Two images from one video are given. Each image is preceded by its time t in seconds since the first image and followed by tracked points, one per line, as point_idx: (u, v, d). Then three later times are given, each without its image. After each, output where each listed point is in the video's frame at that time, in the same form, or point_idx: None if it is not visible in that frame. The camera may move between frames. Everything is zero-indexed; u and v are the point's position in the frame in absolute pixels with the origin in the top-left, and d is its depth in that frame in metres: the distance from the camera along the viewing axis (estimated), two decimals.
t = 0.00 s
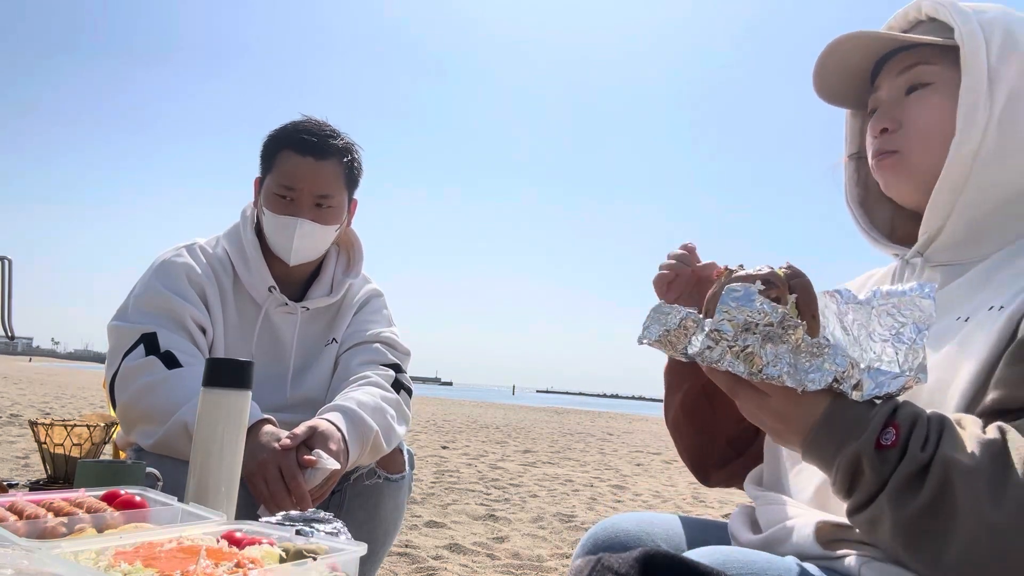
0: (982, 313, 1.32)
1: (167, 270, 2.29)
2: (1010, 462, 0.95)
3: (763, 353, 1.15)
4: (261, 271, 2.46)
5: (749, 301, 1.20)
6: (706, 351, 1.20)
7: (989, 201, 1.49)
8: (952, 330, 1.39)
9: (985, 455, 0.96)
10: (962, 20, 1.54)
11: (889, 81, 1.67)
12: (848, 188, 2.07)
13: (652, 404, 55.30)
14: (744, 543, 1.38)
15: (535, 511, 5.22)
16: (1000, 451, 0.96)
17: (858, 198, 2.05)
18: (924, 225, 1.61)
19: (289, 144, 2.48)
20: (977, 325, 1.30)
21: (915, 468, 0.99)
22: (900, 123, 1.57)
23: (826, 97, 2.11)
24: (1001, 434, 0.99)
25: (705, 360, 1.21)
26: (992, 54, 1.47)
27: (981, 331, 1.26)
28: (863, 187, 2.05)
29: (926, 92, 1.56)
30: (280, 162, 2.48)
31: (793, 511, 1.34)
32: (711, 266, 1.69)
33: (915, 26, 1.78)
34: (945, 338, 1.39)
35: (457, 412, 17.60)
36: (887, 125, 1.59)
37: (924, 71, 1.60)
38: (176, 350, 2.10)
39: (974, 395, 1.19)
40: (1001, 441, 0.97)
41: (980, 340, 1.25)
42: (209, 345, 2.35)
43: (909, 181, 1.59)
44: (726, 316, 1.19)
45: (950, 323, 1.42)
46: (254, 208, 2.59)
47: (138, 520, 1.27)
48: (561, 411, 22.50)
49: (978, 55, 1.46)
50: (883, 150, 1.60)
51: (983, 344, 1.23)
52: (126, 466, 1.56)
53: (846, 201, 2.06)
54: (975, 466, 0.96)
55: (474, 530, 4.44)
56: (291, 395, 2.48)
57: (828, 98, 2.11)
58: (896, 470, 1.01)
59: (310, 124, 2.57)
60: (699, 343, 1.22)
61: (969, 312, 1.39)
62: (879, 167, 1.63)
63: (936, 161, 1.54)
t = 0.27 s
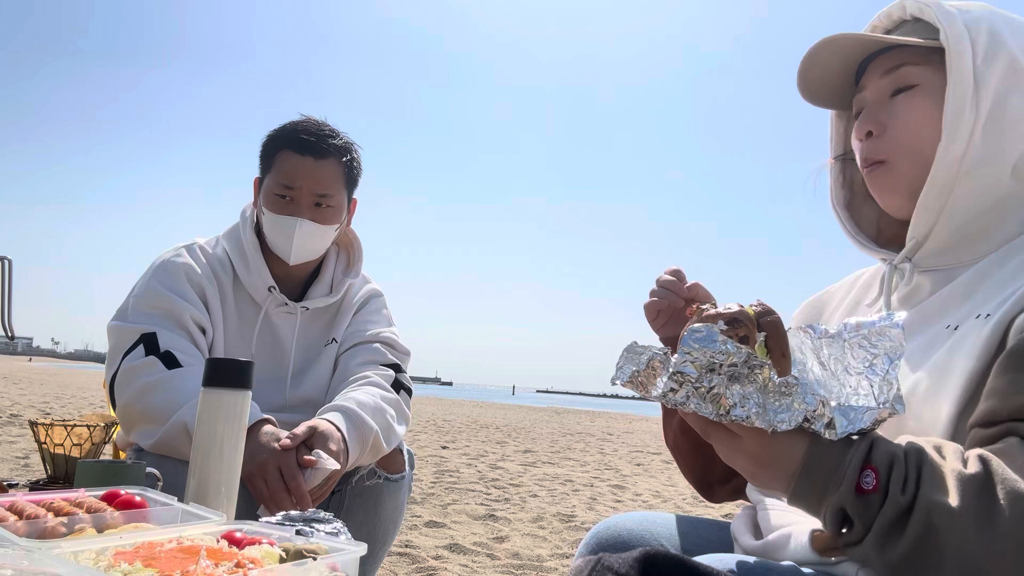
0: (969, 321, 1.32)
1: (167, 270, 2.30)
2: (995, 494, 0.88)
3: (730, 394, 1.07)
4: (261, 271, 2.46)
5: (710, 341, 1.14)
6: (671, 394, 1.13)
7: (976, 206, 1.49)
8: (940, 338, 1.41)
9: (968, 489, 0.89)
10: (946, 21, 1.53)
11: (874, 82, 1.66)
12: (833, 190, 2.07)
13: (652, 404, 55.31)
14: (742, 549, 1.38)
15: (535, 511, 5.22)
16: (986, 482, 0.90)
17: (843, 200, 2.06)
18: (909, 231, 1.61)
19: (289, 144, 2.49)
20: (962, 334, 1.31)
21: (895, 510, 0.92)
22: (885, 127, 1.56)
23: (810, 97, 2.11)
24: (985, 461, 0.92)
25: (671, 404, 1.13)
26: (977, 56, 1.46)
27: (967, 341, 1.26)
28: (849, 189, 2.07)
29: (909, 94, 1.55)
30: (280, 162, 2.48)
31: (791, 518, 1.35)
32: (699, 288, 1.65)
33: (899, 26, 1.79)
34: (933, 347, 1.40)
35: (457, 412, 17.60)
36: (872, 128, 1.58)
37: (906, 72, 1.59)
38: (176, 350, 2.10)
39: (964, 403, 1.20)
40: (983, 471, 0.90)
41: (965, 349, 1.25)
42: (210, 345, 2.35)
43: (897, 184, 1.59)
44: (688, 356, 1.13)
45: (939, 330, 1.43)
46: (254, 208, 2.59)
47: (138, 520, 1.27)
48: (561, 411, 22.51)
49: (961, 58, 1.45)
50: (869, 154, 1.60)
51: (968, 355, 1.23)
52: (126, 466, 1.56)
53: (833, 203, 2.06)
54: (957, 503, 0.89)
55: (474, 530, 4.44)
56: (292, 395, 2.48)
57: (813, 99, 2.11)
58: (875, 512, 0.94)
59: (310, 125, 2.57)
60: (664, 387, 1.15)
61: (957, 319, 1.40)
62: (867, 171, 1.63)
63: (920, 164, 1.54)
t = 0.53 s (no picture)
0: (945, 332, 1.32)
1: (167, 270, 2.30)
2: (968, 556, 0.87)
3: (680, 464, 1.04)
4: (261, 271, 2.46)
5: (652, 412, 1.07)
6: (619, 473, 1.06)
7: (958, 211, 1.48)
8: (919, 346, 1.39)
9: (941, 551, 0.88)
10: (923, 25, 1.51)
11: (848, 87, 1.64)
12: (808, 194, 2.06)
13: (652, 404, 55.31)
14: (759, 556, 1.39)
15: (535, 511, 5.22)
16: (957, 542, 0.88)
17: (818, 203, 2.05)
18: (893, 238, 1.60)
19: (289, 144, 2.49)
20: (940, 344, 1.30)
21: None
22: (867, 134, 1.56)
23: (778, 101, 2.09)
24: (955, 516, 0.91)
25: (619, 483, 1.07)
26: (954, 57, 1.46)
27: (944, 351, 1.26)
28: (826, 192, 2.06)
29: (889, 101, 1.55)
30: (280, 163, 2.48)
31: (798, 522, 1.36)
32: (676, 348, 1.50)
33: (868, 22, 1.78)
34: (912, 357, 1.39)
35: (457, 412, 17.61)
36: (854, 137, 1.57)
37: (883, 77, 1.58)
38: (176, 350, 2.10)
39: (945, 412, 1.18)
40: (955, 531, 0.89)
41: (943, 359, 1.25)
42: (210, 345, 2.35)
43: (881, 189, 1.59)
44: (632, 432, 1.06)
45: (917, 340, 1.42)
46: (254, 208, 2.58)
47: (138, 520, 1.27)
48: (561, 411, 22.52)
49: (940, 62, 1.45)
50: (853, 162, 1.59)
51: (945, 363, 1.23)
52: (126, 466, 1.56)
53: (808, 207, 2.05)
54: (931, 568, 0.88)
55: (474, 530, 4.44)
56: (292, 395, 2.48)
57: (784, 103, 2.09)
58: None
59: (310, 126, 2.58)
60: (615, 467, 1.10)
61: (934, 329, 1.40)
62: (851, 179, 1.62)
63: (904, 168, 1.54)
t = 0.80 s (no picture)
0: (935, 339, 1.32)
1: (167, 270, 2.30)
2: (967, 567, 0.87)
3: (672, 475, 1.04)
4: (261, 271, 2.46)
5: (643, 423, 1.07)
6: (610, 485, 1.06)
7: (943, 217, 1.48)
8: (909, 355, 1.39)
9: (941, 564, 0.88)
10: (901, 31, 1.47)
11: (823, 94, 1.61)
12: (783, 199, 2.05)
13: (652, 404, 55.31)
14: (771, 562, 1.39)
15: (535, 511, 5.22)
16: (958, 554, 0.88)
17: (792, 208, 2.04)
18: (878, 247, 1.59)
19: (289, 144, 2.49)
20: (930, 351, 1.30)
21: None
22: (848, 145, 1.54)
23: (749, 109, 2.05)
24: (955, 529, 0.90)
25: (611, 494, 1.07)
26: (933, 63, 1.45)
27: (934, 361, 1.26)
28: (799, 196, 2.06)
29: (869, 109, 1.53)
30: (279, 165, 2.48)
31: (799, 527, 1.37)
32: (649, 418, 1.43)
33: (838, 24, 1.73)
34: (903, 364, 1.39)
35: (457, 412, 17.60)
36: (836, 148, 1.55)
37: (862, 85, 1.55)
38: (176, 350, 2.10)
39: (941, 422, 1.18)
40: (954, 543, 0.89)
41: (935, 366, 1.25)
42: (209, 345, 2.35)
43: (864, 198, 1.58)
44: (623, 444, 1.06)
45: (905, 347, 1.42)
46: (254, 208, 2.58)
47: (138, 520, 1.27)
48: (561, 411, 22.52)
49: (922, 69, 1.43)
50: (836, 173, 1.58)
51: (937, 371, 1.23)
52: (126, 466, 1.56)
53: (783, 216, 2.03)
54: None
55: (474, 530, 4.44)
56: (292, 394, 2.48)
57: (752, 111, 2.06)
58: None
59: (309, 125, 2.57)
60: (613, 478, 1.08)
61: (922, 334, 1.40)
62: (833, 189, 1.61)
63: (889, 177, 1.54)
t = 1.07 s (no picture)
0: (929, 344, 1.31)
1: (167, 270, 2.30)
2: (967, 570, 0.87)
3: (670, 477, 1.04)
4: (261, 271, 2.46)
5: (641, 424, 1.07)
6: (607, 486, 1.06)
7: (933, 219, 1.48)
8: (903, 359, 1.39)
9: (940, 567, 0.88)
10: (890, 29, 1.46)
11: (814, 95, 1.62)
12: (773, 199, 2.05)
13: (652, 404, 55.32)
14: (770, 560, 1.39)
15: (535, 511, 5.22)
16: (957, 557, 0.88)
17: (782, 209, 2.04)
18: (869, 248, 1.59)
19: (288, 144, 2.49)
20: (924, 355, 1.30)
21: None
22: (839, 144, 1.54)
23: (739, 108, 2.05)
24: (954, 530, 0.90)
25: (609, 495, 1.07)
26: (922, 62, 1.44)
27: (930, 364, 1.26)
28: (788, 197, 2.06)
29: (858, 107, 1.53)
30: (276, 165, 2.48)
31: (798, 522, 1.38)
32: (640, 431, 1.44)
33: (826, 24, 1.72)
34: (898, 368, 1.38)
35: (457, 412, 17.60)
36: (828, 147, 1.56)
37: (851, 84, 1.55)
38: (176, 350, 2.10)
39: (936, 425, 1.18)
40: (954, 546, 0.89)
41: (929, 371, 1.24)
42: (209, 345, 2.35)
43: (853, 197, 1.58)
44: (621, 446, 1.06)
45: (899, 351, 1.42)
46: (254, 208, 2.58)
47: (138, 520, 1.27)
48: (560, 411, 22.53)
49: (911, 69, 1.42)
50: (829, 172, 1.58)
51: (932, 376, 1.22)
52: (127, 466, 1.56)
53: (773, 217, 2.04)
54: None
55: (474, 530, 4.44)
56: (291, 394, 2.48)
57: (740, 110, 2.05)
58: None
59: (307, 125, 2.57)
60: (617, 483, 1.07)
61: (916, 339, 1.40)
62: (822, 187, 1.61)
63: (880, 175, 1.54)
